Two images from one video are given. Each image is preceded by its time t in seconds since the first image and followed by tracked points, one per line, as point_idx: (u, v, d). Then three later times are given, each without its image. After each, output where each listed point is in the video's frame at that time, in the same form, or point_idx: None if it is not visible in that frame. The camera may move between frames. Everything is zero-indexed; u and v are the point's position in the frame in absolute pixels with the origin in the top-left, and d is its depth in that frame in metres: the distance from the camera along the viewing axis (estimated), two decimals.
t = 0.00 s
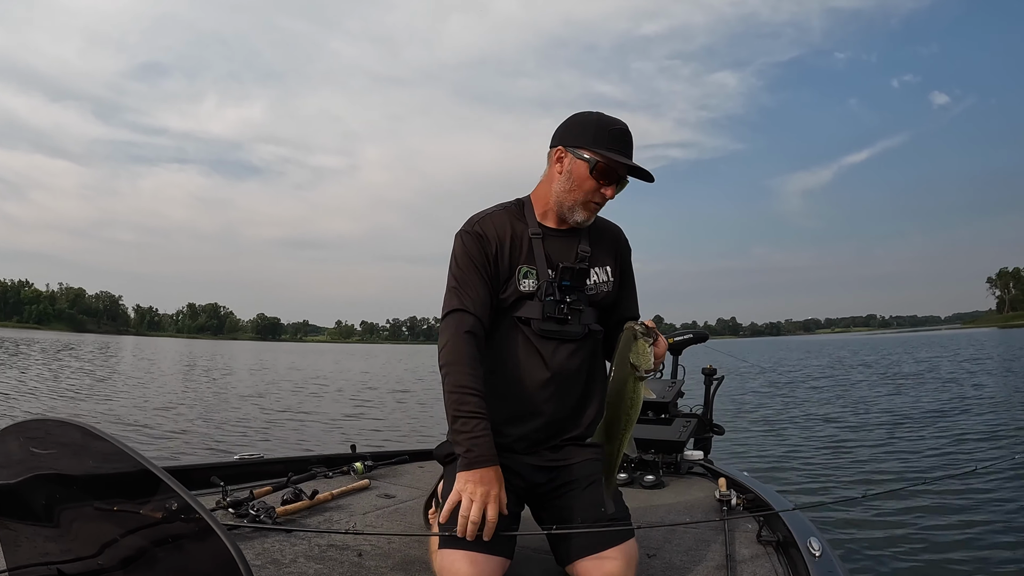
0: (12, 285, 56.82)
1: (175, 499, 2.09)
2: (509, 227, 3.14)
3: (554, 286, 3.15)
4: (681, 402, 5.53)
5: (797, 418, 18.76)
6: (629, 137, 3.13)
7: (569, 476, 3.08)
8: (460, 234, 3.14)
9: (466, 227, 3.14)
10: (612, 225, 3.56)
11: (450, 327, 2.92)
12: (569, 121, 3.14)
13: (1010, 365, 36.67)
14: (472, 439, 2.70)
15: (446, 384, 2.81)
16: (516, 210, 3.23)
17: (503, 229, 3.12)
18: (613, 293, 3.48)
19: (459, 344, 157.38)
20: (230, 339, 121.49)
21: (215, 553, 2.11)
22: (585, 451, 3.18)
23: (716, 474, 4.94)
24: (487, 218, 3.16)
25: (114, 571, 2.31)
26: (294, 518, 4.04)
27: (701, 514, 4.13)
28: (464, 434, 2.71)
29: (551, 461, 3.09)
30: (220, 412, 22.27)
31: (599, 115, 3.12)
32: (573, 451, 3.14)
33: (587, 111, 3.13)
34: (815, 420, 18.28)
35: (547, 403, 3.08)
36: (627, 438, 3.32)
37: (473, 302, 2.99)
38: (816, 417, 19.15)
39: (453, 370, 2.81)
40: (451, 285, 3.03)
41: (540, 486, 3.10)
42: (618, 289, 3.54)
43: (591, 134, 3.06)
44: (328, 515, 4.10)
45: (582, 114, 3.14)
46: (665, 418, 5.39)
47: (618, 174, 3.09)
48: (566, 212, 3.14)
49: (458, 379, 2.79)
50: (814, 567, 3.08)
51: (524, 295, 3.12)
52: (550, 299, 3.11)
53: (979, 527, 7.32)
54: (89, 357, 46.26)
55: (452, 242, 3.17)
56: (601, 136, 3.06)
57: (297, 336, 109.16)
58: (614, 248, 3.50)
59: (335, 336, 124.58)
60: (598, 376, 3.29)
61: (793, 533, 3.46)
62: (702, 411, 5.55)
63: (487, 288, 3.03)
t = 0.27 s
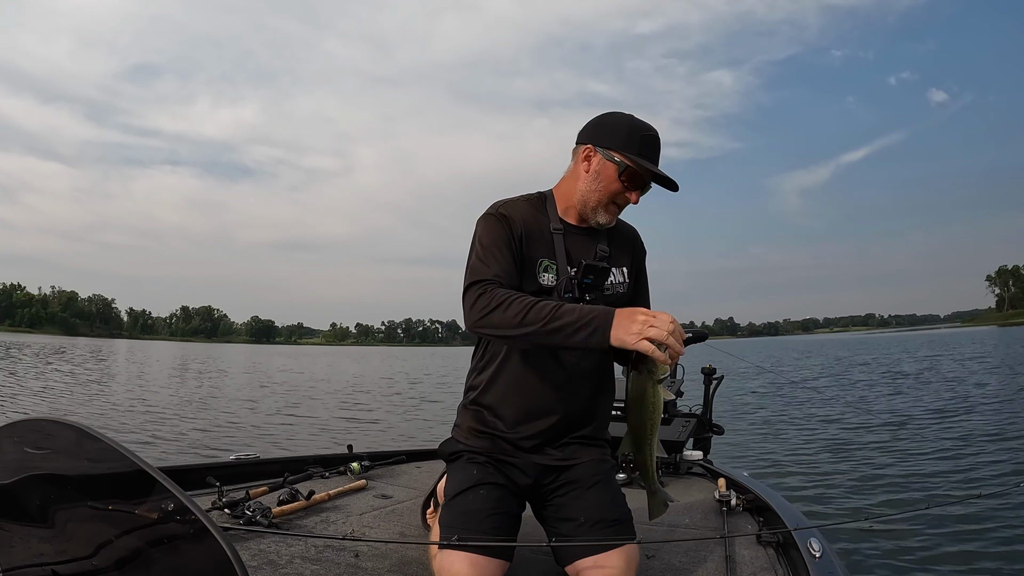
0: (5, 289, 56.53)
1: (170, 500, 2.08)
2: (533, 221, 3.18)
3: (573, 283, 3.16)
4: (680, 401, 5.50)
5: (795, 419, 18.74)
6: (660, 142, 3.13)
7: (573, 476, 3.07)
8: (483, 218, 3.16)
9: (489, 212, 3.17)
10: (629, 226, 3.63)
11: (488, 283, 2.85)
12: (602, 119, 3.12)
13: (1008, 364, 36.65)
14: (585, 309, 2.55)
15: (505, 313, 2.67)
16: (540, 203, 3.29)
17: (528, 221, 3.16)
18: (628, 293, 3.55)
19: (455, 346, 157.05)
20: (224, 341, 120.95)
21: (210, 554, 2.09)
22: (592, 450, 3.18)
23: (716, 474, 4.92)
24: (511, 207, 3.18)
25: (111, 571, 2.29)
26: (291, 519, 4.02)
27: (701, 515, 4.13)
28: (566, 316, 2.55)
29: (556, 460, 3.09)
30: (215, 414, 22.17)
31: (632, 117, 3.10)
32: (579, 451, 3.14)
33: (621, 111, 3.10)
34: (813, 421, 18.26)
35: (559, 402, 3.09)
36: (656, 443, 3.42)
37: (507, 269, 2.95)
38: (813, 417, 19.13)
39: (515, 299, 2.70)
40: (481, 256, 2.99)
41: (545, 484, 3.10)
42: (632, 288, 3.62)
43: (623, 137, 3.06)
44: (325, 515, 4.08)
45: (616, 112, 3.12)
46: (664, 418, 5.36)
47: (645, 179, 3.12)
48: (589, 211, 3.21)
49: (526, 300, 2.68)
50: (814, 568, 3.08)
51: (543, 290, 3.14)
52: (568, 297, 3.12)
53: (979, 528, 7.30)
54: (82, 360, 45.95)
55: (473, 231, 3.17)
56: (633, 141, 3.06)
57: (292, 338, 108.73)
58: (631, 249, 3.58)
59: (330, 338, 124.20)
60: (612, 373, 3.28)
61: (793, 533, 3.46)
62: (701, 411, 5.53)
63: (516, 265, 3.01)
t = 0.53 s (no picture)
0: None
1: (168, 500, 2.05)
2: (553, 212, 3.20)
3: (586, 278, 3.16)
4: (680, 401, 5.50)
5: (792, 420, 18.73)
6: (672, 139, 3.13)
7: (578, 475, 3.06)
8: (514, 190, 3.19)
9: (520, 186, 3.19)
10: (638, 225, 3.62)
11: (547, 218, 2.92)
12: (615, 114, 3.11)
13: (1004, 364, 36.72)
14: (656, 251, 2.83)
15: (581, 235, 2.79)
16: (553, 195, 3.28)
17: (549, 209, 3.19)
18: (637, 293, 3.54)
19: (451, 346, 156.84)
20: (219, 341, 120.49)
21: (208, 555, 2.05)
22: (598, 450, 3.16)
23: (716, 474, 4.91)
24: (533, 193, 3.17)
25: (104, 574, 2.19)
26: (287, 520, 3.99)
27: (701, 516, 4.12)
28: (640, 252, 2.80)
29: (562, 459, 3.07)
30: (210, 415, 22.07)
31: (646, 113, 3.10)
32: (585, 450, 3.12)
33: (635, 107, 3.09)
34: (809, 422, 18.26)
35: (570, 397, 3.07)
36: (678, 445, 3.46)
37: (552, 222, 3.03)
38: (810, 418, 19.13)
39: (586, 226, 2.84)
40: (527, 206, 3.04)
41: (549, 484, 3.08)
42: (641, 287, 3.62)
43: (637, 131, 3.05)
44: (322, 516, 4.05)
45: (629, 108, 3.12)
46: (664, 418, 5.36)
47: (657, 175, 3.11)
48: (600, 206, 3.19)
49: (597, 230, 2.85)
50: (814, 570, 3.07)
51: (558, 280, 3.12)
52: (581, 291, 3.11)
53: (978, 529, 7.30)
54: (75, 361, 45.73)
55: (500, 201, 3.17)
56: (647, 137, 3.05)
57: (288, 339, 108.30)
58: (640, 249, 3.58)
59: (326, 338, 123.87)
60: (620, 373, 3.30)
61: (794, 534, 3.45)
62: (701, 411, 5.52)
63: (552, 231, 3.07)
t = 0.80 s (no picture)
0: None
1: (165, 500, 2.03)
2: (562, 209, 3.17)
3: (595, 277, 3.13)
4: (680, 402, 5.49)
5: (789, 420, 18.75)
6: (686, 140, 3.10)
7: (582, 476, 3.05)
8: (520, 183, 3.16)
9: (527, 181, 3.17)
10: (647, 224, 3.59)
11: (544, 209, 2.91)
12: (630, 112, 3.09)
13: (999, 364, 36.83)
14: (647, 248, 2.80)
15: (573, 225, 2.77)
16: (564, 192, 3.26)
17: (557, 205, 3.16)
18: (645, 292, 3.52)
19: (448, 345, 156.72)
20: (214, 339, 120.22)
21: (205, 555, 2.03)
22: (602, 451, 3.14)
23: (716, 475, 4.92)
24: (541, 189, 3.15)
25: None
26: (285, 520, 3.96)
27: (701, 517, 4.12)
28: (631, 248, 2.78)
29: (567, 460, 3.05)
30: (206, 414, 22.01)
31: (661, 112, 3.07)
32: (590, 450, 3.10)
33: (650, 106, 3.07)
34: (806, 422, 18.28)
35: (577, 398, 3.04)
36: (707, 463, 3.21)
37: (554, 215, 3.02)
38: (807, 419, 19.16)
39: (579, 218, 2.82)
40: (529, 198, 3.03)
41: (552, 484, 3.07)
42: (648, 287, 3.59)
43: (651, 131, 3.02)
44: (320, 517, 4.03)
45: (644, 107, 3.09)
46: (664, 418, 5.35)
47: (669, 175, 3.08)
48: (611, 205, 3.17)
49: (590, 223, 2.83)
50: (815, 571, 3.06)
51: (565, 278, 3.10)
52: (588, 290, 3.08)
53: (976, 531, 7.30)
54: (69, 359, 45.60)
55: (507, 194, 3.16)
56: (661, 136, 3.02)
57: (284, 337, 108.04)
58: (649, 248, 3.55)
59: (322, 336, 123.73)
60: (625, 373, 3.28)
61: (795, 535, 3.45)
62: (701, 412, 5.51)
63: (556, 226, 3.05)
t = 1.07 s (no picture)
0: None
1: (165, 501, 2.03)
2: (563, 211, 3.18)
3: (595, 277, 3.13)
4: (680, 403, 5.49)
5: (788, 420, 18.77)
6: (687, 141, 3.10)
7: (584, 475, 3.05)
8: (518, 188, 3.17)
9: (527, 185, 3.18)
10: (649, 224, 3.59)
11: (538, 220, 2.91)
12: (630, 113, 3.09)
13: (998, 364, 36.88)
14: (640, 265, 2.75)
15: (563, 243, 2.76)
16: (564, 195, 3.27)
17: (558, 208, 3.17)
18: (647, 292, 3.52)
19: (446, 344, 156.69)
20: (213, 338, 120.11)
21: (205, 555, 2.04)
22: (603, 451, 3.14)
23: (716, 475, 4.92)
24: (542, 192, 3.16)
25: None
26: (285, 520, 3.97)
27: (701, 517, 4.12)
28: (624, 264, 2.74)
29: (569, 459, 3.05)
30: (205, 412, 22.00)
31: (662, 113, 3.07)
32: (591, 450, 3.11)
33: (651, 107, 3.07)
34: (805, 422, 18.30)
35: (578, 401, 3.03)
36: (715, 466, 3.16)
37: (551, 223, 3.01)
38: (806, 419, 19.18)
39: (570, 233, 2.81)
40: (525, 206, 3.03)
41: (553, 484, 3.07)
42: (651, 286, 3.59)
43: (651, 132, 3.02)
44: (319, 517, 4.03)
45: (645, 108, 3.10)
46: (664, 419, 5.35)
47: (671, 176, 3.07)
48: (611, 206, 3.17)
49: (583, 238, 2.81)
50: (815, 571, 3.06)
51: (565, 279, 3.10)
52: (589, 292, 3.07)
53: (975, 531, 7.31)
54: (68, 357, 45.56)
55: (506, 198, 3.16)
56: (661, 138, 3.02)
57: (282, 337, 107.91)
58: (651, 248, 3.55)
59: (321, 335, 123.69)
60: (627, 373, 3.28)
61: (794, 536, 3.45)
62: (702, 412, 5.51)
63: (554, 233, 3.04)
